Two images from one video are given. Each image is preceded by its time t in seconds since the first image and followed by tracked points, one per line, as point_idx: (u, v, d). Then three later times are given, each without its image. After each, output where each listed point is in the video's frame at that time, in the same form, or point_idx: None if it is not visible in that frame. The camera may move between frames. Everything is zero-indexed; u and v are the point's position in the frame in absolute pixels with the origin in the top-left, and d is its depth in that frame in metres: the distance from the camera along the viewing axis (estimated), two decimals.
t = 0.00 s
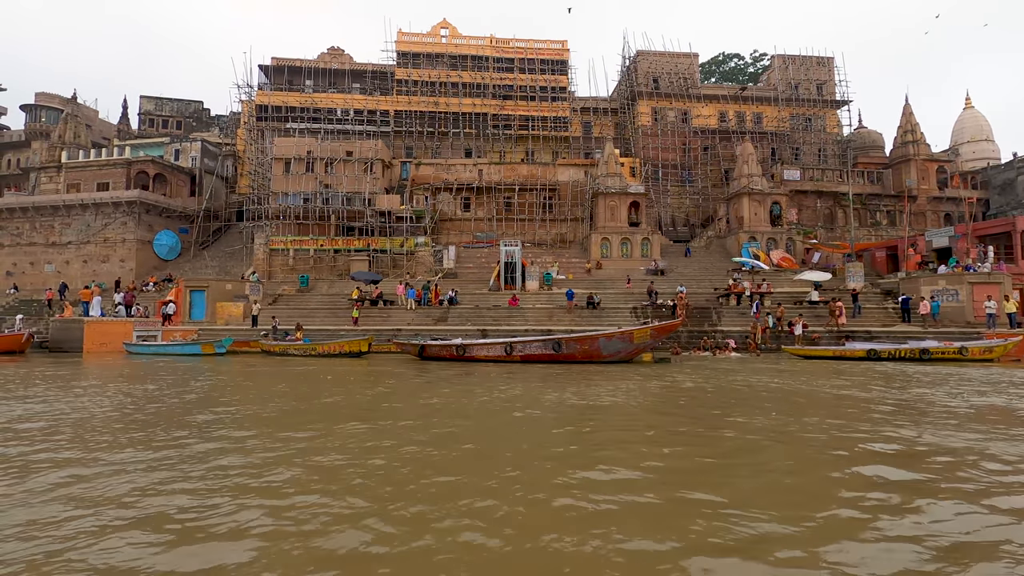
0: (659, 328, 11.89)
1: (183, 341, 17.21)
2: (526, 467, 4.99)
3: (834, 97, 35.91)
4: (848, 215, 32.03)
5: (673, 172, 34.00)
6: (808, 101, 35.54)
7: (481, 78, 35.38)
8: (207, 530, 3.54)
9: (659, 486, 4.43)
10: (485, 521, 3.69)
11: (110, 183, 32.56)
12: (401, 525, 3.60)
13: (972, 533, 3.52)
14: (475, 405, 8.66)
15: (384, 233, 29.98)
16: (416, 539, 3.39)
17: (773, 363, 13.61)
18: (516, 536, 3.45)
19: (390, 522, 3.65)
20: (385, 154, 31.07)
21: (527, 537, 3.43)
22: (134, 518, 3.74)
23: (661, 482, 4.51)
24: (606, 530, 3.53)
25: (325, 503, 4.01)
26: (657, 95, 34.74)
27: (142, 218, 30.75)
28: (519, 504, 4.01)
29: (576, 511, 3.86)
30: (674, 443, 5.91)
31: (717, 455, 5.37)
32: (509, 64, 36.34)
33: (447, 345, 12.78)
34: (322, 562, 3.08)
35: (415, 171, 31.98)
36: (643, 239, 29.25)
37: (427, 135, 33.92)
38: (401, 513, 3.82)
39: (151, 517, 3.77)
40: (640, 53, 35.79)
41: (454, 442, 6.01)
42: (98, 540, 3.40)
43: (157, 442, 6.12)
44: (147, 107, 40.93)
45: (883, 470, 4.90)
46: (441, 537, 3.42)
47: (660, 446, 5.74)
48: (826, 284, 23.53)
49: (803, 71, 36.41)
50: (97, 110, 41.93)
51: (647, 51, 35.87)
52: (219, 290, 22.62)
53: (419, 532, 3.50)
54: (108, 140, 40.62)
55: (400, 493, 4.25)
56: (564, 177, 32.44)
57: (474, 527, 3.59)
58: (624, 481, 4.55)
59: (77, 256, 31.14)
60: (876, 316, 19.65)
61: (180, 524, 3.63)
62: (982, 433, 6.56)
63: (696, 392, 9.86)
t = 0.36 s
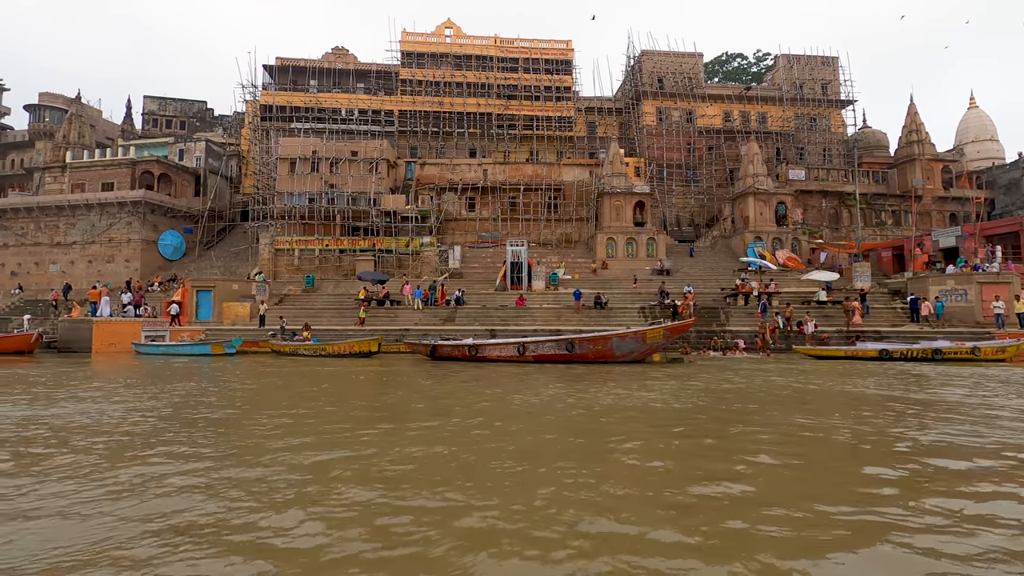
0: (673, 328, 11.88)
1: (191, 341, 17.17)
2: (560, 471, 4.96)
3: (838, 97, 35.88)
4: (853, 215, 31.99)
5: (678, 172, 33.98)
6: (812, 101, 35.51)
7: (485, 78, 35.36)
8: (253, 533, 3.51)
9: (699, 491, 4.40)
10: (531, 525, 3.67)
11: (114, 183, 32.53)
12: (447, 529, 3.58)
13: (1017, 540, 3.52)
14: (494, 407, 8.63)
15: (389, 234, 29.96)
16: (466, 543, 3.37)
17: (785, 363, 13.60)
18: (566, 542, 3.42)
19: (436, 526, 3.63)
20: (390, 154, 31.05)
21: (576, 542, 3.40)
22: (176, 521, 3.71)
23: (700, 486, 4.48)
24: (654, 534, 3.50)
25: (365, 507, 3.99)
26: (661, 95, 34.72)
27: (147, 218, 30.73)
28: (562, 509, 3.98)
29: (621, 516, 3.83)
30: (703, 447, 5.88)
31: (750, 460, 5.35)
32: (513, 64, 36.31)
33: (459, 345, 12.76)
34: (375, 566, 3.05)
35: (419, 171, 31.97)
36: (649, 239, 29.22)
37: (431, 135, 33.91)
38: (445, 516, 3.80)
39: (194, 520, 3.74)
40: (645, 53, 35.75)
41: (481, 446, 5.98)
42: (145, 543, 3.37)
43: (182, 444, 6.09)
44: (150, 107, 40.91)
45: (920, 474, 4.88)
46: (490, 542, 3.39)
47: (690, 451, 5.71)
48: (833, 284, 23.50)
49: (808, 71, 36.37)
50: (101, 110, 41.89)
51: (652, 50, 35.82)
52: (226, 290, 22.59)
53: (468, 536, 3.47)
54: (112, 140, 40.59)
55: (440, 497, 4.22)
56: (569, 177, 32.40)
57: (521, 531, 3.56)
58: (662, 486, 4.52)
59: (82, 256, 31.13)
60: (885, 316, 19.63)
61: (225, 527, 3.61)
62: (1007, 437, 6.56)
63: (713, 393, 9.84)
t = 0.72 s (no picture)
0: (686, 327, 11.85)
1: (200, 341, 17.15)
2: (591, 472, 4.93)
3: (843, 97, 35.85)
4: (858, 215, 31.95)
5: (682, 172, 33.96)
6: (817, 101, 35.48)
7: (489, 78, 35.35)
8: (294, 541, 3.46)
9: (736, 494, 4.35)
10: (572, 530, 3.62)
11: (119, 183, 32.54)
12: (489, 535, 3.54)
13: None
14: (511, 407, 8.60)
15: (394, 234, 29.95)
16: (511, 549, 3.33)
17: (797, 363, 13.59)
18: (611, 548, 3.36)
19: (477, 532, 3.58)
20: (395, 154, 31.02)
21: (622, 546, 3.36)
22: (213, 528, 3.66)
23: (736, 489, 4.44)
24: (700, 538, 3.45)
25: (401, 512, 3.94)
26: (666, 95, 34.69)
27: (152, 218, 30.71)
28: (602, 512, 3.94)
29: (662, 519, 3.78)
30: (731, 448, 5.85)
31: (779, 462, 5.32)
32: (518, 64, 36.29)
33: (471, 345, 12.73)
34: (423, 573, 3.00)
35: (424, 171, 31.96)
36: (654, 239, 29.19)
37: (436, 135, 33.90)
38: (484, 521, 3.76)
39: (231, 526, 3.70)
40: (650, 52, 35.70)
41: (506, 446, 5.96)
42: (188, 551, 3.33)
43: (205, 445, 6.06)
44: (154, 107, 40.91)
45: (953, 476, 4.85)
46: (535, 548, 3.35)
47: (717, 451, 5.68)
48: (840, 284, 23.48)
49: (812, 70, 36.35)
50: (104, 110, 41.89)
51: (656, 50, 35.81)
52: (232, 290, 22.57)
53: (512, 541, 3.44)
54: (116, 140, 40.61)
55: (475, 501, 4.19)
56: (574, 177, 32.39)
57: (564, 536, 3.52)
58: (696, 488, 4.48)
59: (87, 256, 31.13)
60: (893, 316, 19.61)
61: (264, 535, 3.56)
62: None
63: (729, 394, 9.81)
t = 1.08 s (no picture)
0: (699, 327, 11.82)
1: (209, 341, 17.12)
2: (623, 475, 4.92)
3: (848, 97, 35.81)
4: (864, 215, 31.90)
5: (687, 172, 33.93)
6: (822, 101, 35.44)
7: (494, 78, 35.33)
8: (337, 546, 3.44)
9: (773, 498, 4.33)
10: (615, 536, 3.60)
11: (124, 183, 32.52)
12: (533, 541, 3.52)
13: None
14: (529, 408, 8.58)
15: (400, 233, 29.92)
16: (557, 556, 3.31)
17: (809, 363, 13.57)
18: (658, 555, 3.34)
19: (520, 537, 3.57)
20: (400, 153, 31.00)
21: (670, 553, 3.33)
22: (253, 532, 3.64)
23: (771, 493, 4.43)
24: (744, 544, 3.44)
25: (440, 516, 3.92)
26: (671, 94, 34.66)
27: (156, 218, 30.70)
28: (641, 517, 3.92)
29: (705, 525, 3.77)
30: (758, 450, 5.84)
31: (809, 465, 5.30)
32: (522, 64, 36.26)
33: (484, 345, 12.71)
34: None
35: (429, 170, 31.94)
36: (660, 239, 29.17)
37: (440, 135, 33.89)
38: (526, 527, 3.74)
39: (271, 530, 3.67)
40: (655, 52, 35.65)
41: (531, 448, 5.95)
42: (232, 555, 3.31)
43: (229, 446, 6.04)
44: (158, 107, 40.90)
45: (986, 481, 4.84)
46: (582, 554, 3.33)
47: (744, 454, 5.67)
48: (847, 284, 23.44)
49: (817, 70, 36.31)
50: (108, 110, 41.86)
51: (661, 50, 35.77)
52: (239, 290, 22.54)
53: (557, 548, 3.42)
54: (119, 140, 40.58)
55: (511, 505, 4.17)
56: (579, 177, 32.35)
57: (608, 542, 3.50)
58: (731, 492, 4.46)
59: (92, 256, 31.13)
60: (902, 316, 19.58)
61: (305, 539, 3.53)
62: None
63: (745, 394, 9.80)
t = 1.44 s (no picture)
0: (712, 327, 11.83)
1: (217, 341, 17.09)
2: (657, 476, 4.90)
3: (853, 96, 35.79)
4: (869, 215, 31.86)
5: (692, 172, 33.90)
6: (827, 100, 35.41)
7: (498, 78, 35.32)
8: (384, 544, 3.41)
9: (812, 499, 4.32)
10: (662, 536, 3.58)
11: (128, 183, 32.49)
12: (580, 540, 3.50)
13: None
14: (547, 408, 8.56)
15: (405, 233, 29.89)
16: (605, 555, 3.31)
17: (821, 363, 13.56)
18: (708, 556, 3.32)
19: (566, 537, 3.55)
20: (405, 153, 30.98)
21: (720, 554, 3.32)
22: (296, 529, 3.62)
23: (810, 495, 4.41)
24: (790, 546, 3.45)
25: (481, 515, 3.90)
26: (675, 94, 34.65)
27: (161, 218, 30.66)
28: (683, 518, 3.90)
29: (750, 526, 3.75)
30: (781, 451, 5.87)
31: (841, 466, 5.28)
32: (526, 64, 36.25)
33: (496, 345, 12.69)
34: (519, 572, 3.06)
35: (434, 170, 31.92)
36: (665, 239, 29.14)
37: (445, 135, 33.87)
38: (571, 527, 3.72)
39: (314, 528, 3.65)
40: (659, 51, 35.61)
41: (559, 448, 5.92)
42: (279, 553, 3.28)
43: (254, 445, 6.02)
44: (161, 107, 40.90)
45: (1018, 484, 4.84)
46: (632, 554, 3.30)
47: (774, 456, 5.66)
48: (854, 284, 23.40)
49: (822, 70, 36.28)
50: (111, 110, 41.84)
51: (666, 49, 35.74)
52: (245, 290, 22.50)
53: (606, 547, 3.40)
54: (123, 140, 40.56)
55: (551, 505, 4.15)
56: (584, 177, 32.32)
57: (656, 543, 3.47)
58: (770, 494, 4.45)
59: (96, 256, 31.11)
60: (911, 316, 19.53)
61: (350, 537, 3.51)
62: None
63: (762, 394, 9.79)
